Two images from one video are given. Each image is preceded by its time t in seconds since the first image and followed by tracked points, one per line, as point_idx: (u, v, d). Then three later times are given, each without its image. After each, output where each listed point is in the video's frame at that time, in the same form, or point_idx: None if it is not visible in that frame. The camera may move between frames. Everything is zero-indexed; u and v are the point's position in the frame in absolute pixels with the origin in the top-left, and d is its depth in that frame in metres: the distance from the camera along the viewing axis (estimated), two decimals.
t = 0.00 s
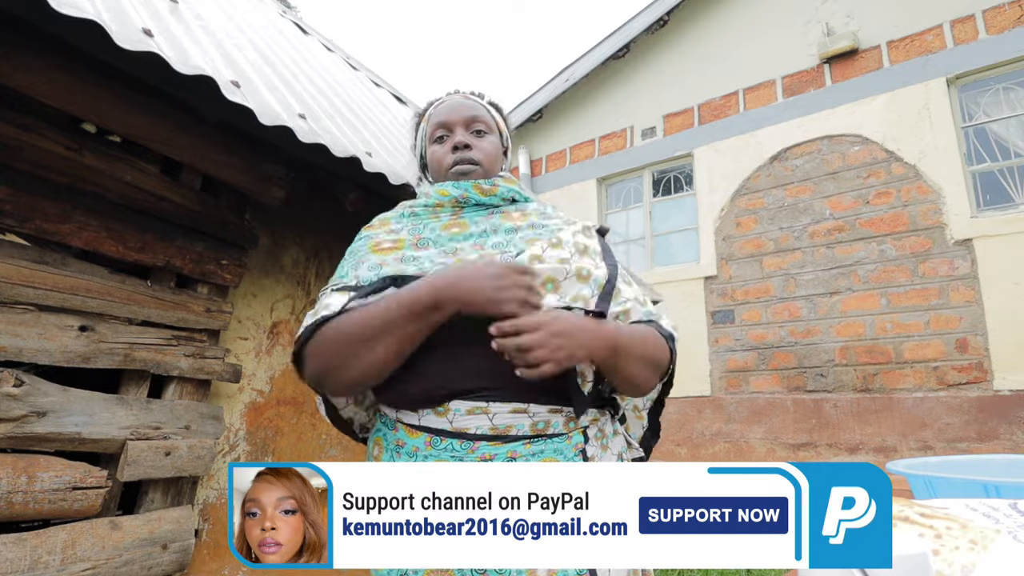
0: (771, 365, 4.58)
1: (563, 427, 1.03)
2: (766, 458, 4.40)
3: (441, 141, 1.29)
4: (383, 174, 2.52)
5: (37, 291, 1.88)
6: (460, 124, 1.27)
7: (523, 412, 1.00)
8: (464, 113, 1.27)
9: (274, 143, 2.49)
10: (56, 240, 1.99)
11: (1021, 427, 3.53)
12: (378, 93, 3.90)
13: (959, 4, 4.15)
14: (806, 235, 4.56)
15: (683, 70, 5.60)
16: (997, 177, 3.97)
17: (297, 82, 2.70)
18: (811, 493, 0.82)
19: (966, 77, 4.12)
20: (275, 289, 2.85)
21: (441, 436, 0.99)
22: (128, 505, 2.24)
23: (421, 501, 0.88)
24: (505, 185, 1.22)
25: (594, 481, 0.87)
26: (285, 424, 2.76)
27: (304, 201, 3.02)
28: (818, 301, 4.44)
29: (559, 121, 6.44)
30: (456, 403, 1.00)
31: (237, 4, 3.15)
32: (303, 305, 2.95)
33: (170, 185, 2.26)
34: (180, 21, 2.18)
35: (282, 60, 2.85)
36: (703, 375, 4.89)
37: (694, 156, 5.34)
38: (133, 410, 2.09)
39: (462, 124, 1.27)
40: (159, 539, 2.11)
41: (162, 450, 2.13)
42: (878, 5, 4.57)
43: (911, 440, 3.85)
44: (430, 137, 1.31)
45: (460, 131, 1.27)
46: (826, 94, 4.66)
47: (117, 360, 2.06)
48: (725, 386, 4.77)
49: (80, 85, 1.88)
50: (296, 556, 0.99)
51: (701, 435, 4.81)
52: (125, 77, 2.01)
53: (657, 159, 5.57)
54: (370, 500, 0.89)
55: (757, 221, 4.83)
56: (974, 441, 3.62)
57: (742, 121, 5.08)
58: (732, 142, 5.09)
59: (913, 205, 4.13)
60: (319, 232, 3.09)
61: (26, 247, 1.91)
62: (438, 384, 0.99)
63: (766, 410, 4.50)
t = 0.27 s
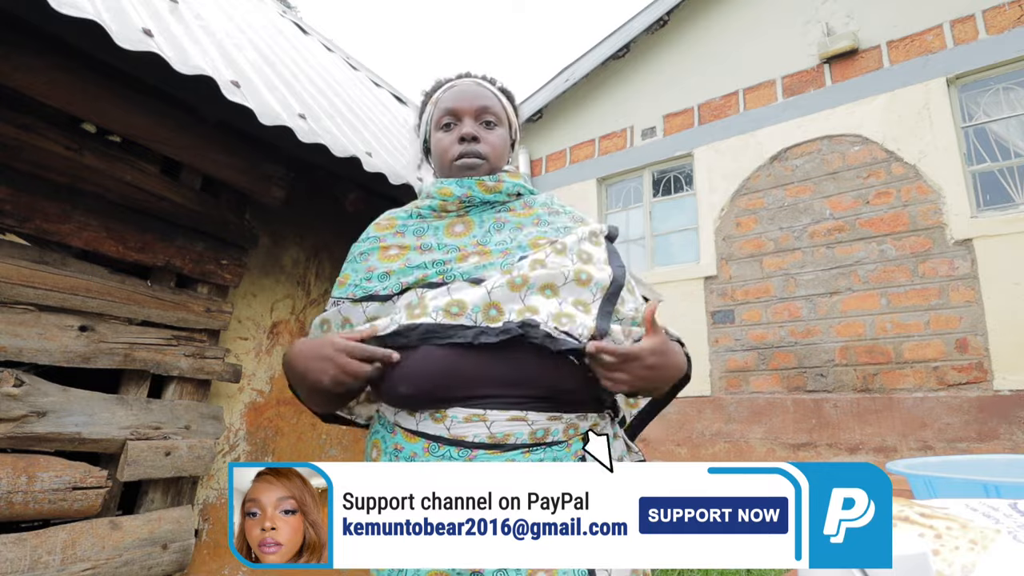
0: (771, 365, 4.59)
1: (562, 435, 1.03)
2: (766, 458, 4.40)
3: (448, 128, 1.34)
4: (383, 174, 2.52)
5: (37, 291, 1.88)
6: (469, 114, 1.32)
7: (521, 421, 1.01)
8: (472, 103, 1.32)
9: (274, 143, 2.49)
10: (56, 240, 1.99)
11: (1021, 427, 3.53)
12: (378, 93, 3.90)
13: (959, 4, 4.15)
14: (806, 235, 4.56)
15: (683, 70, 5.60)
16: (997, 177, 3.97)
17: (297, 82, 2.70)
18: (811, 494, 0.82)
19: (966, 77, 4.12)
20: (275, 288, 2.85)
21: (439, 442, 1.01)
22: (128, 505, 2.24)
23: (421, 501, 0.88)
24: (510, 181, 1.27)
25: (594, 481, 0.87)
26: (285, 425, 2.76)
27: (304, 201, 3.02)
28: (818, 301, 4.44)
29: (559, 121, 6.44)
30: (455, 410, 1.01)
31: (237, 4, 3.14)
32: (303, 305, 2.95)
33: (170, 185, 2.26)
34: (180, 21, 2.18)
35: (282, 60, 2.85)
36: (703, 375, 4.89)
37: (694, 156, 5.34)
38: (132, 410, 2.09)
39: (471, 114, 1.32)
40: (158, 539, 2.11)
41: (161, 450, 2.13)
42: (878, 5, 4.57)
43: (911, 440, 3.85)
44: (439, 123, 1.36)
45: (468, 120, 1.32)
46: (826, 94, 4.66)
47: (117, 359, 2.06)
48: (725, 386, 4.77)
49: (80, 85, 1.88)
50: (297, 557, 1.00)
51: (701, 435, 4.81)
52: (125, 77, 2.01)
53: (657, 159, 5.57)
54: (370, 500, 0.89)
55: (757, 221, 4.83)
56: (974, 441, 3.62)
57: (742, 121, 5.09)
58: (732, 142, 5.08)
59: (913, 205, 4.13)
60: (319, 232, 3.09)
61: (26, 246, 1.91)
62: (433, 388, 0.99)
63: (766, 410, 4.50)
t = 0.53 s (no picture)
0: (771, 365, 4.59)
1: (559, 431, 1.06)
2: (766, 458, 4.40)
3: (451, 134, 1.33)
4: (383, 174, 2.52)
5: (38, 291, 1.88)
6: (472, 121, 1.30)
7: (518, 418, 1.03)
8: (476, 110, 1.31)
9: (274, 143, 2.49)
10: (56, 240, 1.99)
11: (1021, 427, 3.53)
12: (378, 93, 3.90)
13: (959, 4, 4.15)
14: (806, 235, 4.56)
15: (683, 70, 5.60)
16: (997, 177, 3.97)
17: (297, 82, 2.70)
18: (811, 495, 0.81)
19: (966, 77, 4.12)
20: (275, 288, 2.85)
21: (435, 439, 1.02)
22: (128, 504, 2.24)
23: (421, 501, 0.88)
24: (511, 187, 1.25)
25: (594, 481, 0.86)
26: (285, 425, 2.76)
27: (304, 201, 3.02)
28: (818, 301, 4.44)
29: (559, 121, 6.45)
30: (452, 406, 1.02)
31: (237, 4, 3.15)
32: (303, 305, 2.96)
33: (170, 185, 2.26)
34: (180, 21, 2.18)
35: (282, 59, 2.85)
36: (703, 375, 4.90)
37: (694, 156, 5.34)
38: (132, 410, 2.09)
39: (474, 120, 1.30)
40: (158, 539, 2.11)
41: (161, 450, 2.13)
42: (878, 5, 4.57)
43: (911, 440, 3.85)
44: (441, 128, 1.34)
45: (471, 127, 1.30)
46: (826, 94, 4.66)
47: (117, 359, 2.06)
48: (725, 386, 4.77)
49: (80, 85, 1.88)
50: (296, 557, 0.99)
51: (701, 435, 4.81)
52: (125, 77, 2.01)
53: (657, 159, 5.57)
54: (370, 500, 0.89)
55: (757, 221, 4.83)
56: (974, 441, 3.62)
57: (742, 121, 5.09)
58: (732, 142, 5.09)
59: (913, 205, 4.13)
60: (319, 232, 3.10)
61: (26, 246, 1.91)
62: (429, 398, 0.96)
63: (766, 410, 4.50)
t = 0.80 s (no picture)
0: (771, 365, 4.59)
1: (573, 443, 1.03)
2: (766, 458, 4.40)
3: (451, 134, 1.38)
4: (383, 174, 2.52)
5: (38, 291, 1.88)
6: (472, 121, 1.36)
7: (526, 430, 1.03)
8: (477, 109, 1.36)
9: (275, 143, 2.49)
10: (56, 240, 1.99)
11: (1021, 427, 3.53)
12: (378, 93, 3.90)
13: (959, 3, 4.15)
14: (806, 235, 4.56)
15: (683, 70, 5.61)
16: (997, 177, 3.97)
17: (297, 82, 2.70)
18: (811, 494, 0.82)
19: (966, 77, 4.12)
20: (275, 288, 2.85)
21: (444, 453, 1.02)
22: (128, 504, 2.24)
23: (421, 501, 0.88)
24: (510, 188, 1.33)
25: (594, 481, 0.86)
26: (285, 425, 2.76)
27: (303, 202, 3.02)
28: (818, 301, 4.44)
29: (559, 121, 6.45)
30: (461, 418, 1.04)
31: (237, 4, 3.15)
32: (303, 305, 2.96)
33: (170, 185, 2.26)
34: (180, 21, 2.18)
35: (283, 60, 2.85)
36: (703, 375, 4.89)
37: (694, 156, 5.34)
38: (132, 410, 2.09)
39: (474, 120, 1.36)
40: (158, 539, 2.10)
41: (161, 450, 2.13)
42: (878, 5, 4.57)
43: (911, 440, 3.85)
44: (442, 128, 1.39)
45: (471, 127, 1.36)
46: (826, 94, 4.66)
47: (117, 359, 2.06)
48: (725, 386, 4.77)
49: (80, 85, 1.88)
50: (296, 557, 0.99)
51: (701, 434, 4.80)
52: (125, 77, 2.01)
53: (657, 159, 5.57)
54: (370, 500, 0.89)
55: (757, 221, 4.83)
56: (975, 441, 3.61)
57: (742, 121, 5.09)
58: (732, 142, 5.09)
59: (913, 205, 4.13)
60: (319, 232, 3.10)
61: (25, 246, 1.90)
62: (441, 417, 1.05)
63: (766, 410, 4.50)
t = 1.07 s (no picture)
0: (771, 365, 4.59)
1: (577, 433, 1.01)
2: (766, 458, 4.40)
3: (455, 135, 1.32)
4: (383, 175, 2.51)
5: (38, 291, 1.88)
6: (476, 123, 1.30)
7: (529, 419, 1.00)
8: (480, 112, 1.30)
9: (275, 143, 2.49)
10: (56, 240, 1.99)
11: (1021, 427, 3.53)
12: (378, 93, 3.90)
13: (959, 4, 4.15)
14: (806, 235, 4.56)
15: (683, 70, 5.61)
16: (997, 177, 3.97)
17: (297, 82, 2.69)
18: (811, 494, 0.83)
19: (966, 77, 4.12)
20: (275, 288, 2.85)
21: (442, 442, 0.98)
22: (128, 505, 2.24)
23: (421, 501, 0.88)
24: (515, 190, 1.29)
25: (594, 481, 0.87)
26: (285, 424, 2.76)
27: (303, 201, 3.01)
28: (818, 301, 4.44)
29: (559, 121, 6.45)
30: (465, 405, 1.01)
31: (238, 4, 3.15)
32: (303, 305, 2.95)
33: (170, 185, 2.26)
34: (180, 21, 2.18)
35: (283, 60, 2.85)
36: (703, 375, 4.90)
37: (694, 156, 5.34)
38: (132, 410, 2.09)
39: (477, 122, 1.30)
40: (158, 539, 2.10)
41: (161, 450, 2.13)
42: (878, 5, 4.57)
43: (911, 440, 3.85)
44: (444, 128, 1.33)
45: (475, 129, 1.30)
46: (826, 94, 4.66)
47: (117, 359, 2.06)
48: (725, 386, 4.77)
49: (80, 85, 1.88)
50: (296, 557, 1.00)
51: (701, 435, 4.81)
52: (125, 77, 2.01)
53: (657, 159, 5.57)
54: (370, 500, 0.89)
55: (757, 221, 4.83)
56: (974, 441, 3.61)
57: (742, 121, 5.09)
58: (732, 142, 5.09)
59: (913, 205, 4.13)
60: (319, 232, 3.09)
61: (25, 246, 1.90)
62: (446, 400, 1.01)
63: (766, 410, 4.50)
